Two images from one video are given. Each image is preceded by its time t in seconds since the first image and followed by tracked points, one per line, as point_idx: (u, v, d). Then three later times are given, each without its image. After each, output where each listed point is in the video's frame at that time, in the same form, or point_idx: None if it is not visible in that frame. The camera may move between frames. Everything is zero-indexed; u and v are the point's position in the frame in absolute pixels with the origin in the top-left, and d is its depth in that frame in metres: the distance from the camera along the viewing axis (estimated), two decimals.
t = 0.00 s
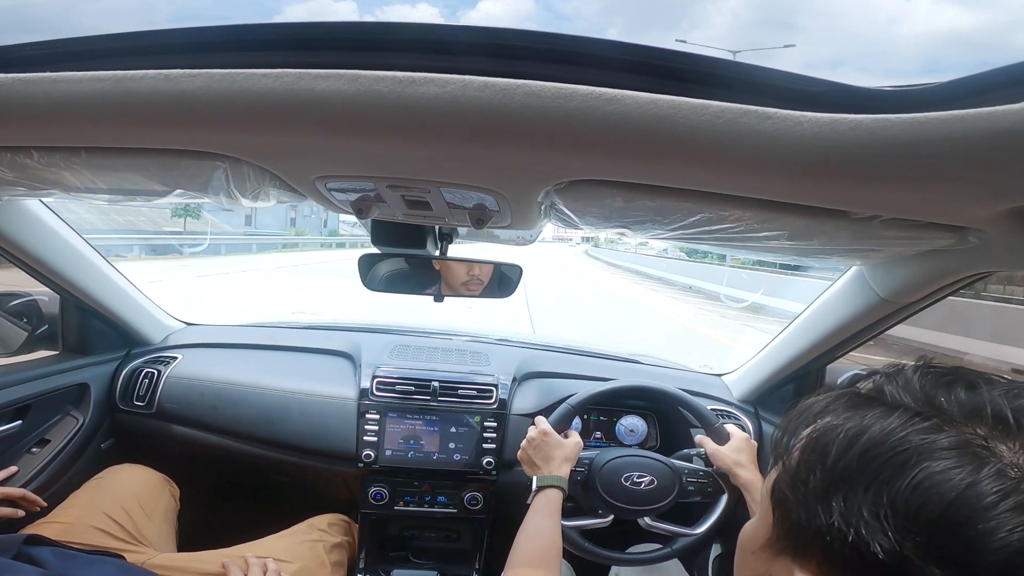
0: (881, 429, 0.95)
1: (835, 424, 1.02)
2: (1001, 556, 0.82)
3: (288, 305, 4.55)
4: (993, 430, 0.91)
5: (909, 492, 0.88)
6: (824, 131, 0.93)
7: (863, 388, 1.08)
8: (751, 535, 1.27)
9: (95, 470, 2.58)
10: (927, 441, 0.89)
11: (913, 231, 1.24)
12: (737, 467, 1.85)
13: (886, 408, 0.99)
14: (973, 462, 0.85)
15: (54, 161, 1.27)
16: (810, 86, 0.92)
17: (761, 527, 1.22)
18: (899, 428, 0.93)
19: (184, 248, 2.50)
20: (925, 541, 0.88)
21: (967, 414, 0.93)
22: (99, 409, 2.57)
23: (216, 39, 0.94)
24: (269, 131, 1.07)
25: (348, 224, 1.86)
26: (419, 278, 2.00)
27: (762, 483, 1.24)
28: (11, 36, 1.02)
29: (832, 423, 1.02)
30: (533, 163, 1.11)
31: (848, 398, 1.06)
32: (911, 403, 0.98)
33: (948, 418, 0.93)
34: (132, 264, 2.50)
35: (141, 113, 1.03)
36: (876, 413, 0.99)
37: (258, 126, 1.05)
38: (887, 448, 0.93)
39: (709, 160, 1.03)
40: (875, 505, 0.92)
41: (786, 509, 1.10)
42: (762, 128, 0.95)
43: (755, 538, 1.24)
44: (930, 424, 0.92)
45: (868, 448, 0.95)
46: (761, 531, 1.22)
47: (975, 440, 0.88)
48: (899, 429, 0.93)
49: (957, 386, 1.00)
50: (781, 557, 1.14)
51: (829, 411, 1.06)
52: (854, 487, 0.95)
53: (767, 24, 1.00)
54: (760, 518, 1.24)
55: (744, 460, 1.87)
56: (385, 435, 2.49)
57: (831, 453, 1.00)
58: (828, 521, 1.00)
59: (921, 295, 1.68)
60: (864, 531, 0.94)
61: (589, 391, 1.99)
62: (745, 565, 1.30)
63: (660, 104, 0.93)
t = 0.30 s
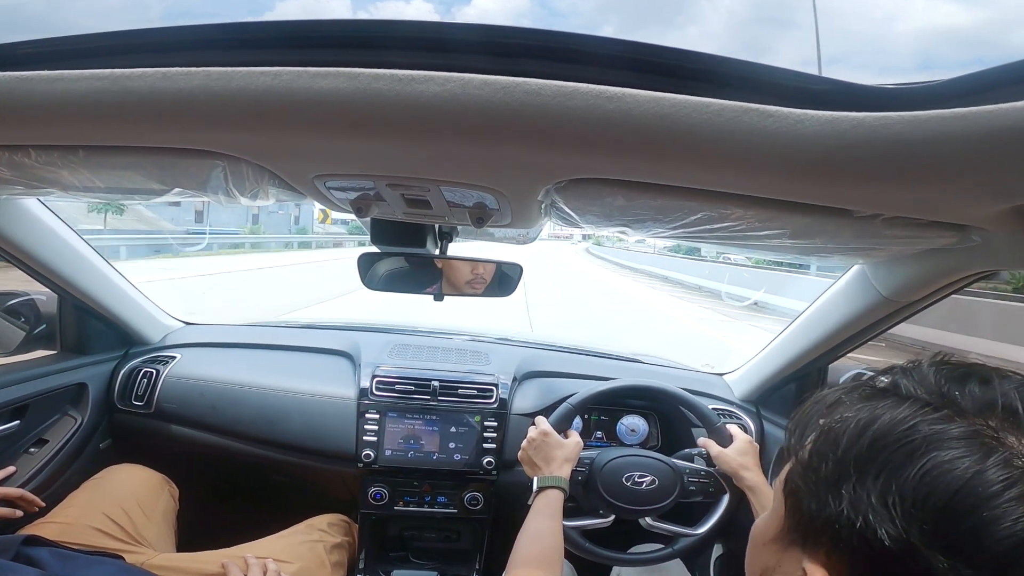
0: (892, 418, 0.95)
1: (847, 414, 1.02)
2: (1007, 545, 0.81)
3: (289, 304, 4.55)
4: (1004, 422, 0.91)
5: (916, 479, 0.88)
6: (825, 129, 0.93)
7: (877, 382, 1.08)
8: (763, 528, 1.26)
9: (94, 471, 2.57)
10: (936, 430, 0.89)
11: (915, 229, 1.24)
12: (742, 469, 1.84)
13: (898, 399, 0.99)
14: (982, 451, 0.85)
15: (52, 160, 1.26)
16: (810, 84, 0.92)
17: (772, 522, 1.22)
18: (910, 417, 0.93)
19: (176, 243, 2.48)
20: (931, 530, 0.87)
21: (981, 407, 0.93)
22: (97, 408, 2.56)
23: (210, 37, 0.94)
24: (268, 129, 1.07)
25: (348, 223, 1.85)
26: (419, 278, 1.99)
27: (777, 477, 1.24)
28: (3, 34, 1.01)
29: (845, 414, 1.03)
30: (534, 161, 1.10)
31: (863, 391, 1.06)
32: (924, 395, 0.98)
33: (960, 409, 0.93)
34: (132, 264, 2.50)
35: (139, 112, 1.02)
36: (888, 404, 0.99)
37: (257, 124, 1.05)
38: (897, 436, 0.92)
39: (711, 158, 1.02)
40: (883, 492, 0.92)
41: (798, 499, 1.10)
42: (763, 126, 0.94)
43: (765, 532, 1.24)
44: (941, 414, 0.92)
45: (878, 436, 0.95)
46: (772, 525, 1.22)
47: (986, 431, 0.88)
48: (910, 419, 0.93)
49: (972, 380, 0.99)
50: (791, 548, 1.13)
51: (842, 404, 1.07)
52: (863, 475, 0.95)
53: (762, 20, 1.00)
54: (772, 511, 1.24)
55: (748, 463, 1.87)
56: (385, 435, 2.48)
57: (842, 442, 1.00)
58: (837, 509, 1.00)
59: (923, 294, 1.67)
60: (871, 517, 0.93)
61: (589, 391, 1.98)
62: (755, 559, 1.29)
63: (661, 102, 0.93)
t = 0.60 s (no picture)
0: (892, 423, 0.94)
1: (847, 419, 1.01)
2: (999, 556, 0.80)
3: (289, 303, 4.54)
4: (1005, 431, 0.90)
5: (912, 487, 0.87)
6: (827, 127, 0.92)
7: (880, 386, 1.07)
8: (761, 531, 1.26)
9: (91, 471, 2.56)
10: (936, 437, 0.88)
11: (919, 228, 1.23)
12: (741, 469, 1.84)
13: (900, 404, 0.97)
14: (981, 460, 0.84)
15: (50, 158, 1.25)
16: (812, 82, 0.91)
17: (772, 523, 1.21)
18: (910, 424, 0.92)
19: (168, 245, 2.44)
20: (924, 539, 0.87)
21: (982, 414, 0.92)
22: (94, 409, 2.55)
23: (205, 35, 0.93)
24: (267, 127, 1.06)
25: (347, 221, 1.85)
26: (418, 277, 1.98)
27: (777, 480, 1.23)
28: None
29: (845, 418, 1.02)
30: (535, 160, 1.10)
31: (864, 395, 1.05)
32: (927, 401, 0.96)
33: (962, 416, 0.92)
34: (129, 263, 2.49)
35: (137, 110, 1.02)
36: (889, 409, 0.97)
37: (255, 122, 1.04)
38: (896, 442, 0.92)
39: (712, 156, 1.01)
40: (878, 500, 0.92)
41: (795, 504, 1.09)
42: (764, 124, 0.93)
43: (764, 534, 1.24)
44: (942, 421, 0.91)
45: (877, 442, 0.94)
46: (771, 526, 1.22)
47: (987, 439, 0.87)
48: (911, 425, 0.92)
49: (977, 386, 0.98)
50: (786, 552, 1.13)
51: (844, 407, 1.05)
52: (859, 482, 0.95)
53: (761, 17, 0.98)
54: (770, 514, 1.23)
55: (748, 463, 1.86)
56: (384, 435, 2.48)
57: (840, 447, 0.99)
58: (831, 515, 0.99)
59: (926, 294, 1.66)
60: (864, 525, 0.93)
61: (589, 391, 1.97)
62: (754, 561, 1.29)
63: (662, 100, 0.92)
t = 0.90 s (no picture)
0: (891, 421, 0.93)
1: (847, 417, 1.01)
2: (996, 554, 0.80)
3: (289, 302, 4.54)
4: (1006, 429, 0.89)
5: (910, 485, 0.87)
6: (829, 124, 0.92)
7: (882, 385, 1.06)
8: (762, 531, 1.26)
9: (90, 471, 2.56)
10: (935, 435, 0.88)
11: (921, 226, 1.22)
12: (741, 465, 1.83)
13: (900, 402, 0.97)
14: (979, 457, 0.83)
15: (47, 156, 1.25)
16: (813, 78, 0.91)
17: (773, 523, 1.21)
18: (909, 421, 0.92)
19: (166, 245, 2.43)
20: (922, 536, 0.86)
21: (983, 412, 0.92)
22: (92, 408, 2.55)
23: (203, 32, 0.93)
24: (266, 124, 1.05)
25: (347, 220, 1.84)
26: (418, 276, 1.97)
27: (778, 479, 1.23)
28: None
29: (845, 416, 1.01)
30: (536, 157, 1.09)
31: (866, 393, 1.04)
32: (927, 399, 0.96)
33: (962, 414, 0.91)
34: (127, 261, 2.48)
35: (135, 107, 1.01)
36: (889, 406, 0.97)
37: (254, 119, 1.04)
38: (895, 440, 0.91)
39: (713, 154, 1.01)
40: (876, 497, 0.91)
41: (795, 503, 1.09)
42: (767, 121, 0.93)
43: (766, 532, 1.23)
44: (942, 418, 0.90)
45: (876, 439, 0.93)
46: (772, 524, 1.22)
47: (987, 437, 0.86)
48: (911, 422, 0.91)
49: (980, 385, 0.97)
50: (787, 551, 1.13)
51: (844, 405, 1.05)
52: (857, 479, 0.94)
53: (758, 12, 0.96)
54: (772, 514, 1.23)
55: (748, 459, 1.85)
56: (384, 435, 2.47)
57: (839, 444, 0.98)
58: (829, 514, 0.99)
59: (928, 292, 1.66)
60: (862, 523, 0.93)
61: (589, 390, 1.97)
62: (755, 560, 1.29)
63: (662, 97, 0.92)
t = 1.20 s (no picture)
0: (878, 424, 0.92)
1: (835, 420, 0.99)
2: (984, 556, 0.80)
3: (290, 301, 4.53)
4: (994, 431, 0.88)
5: (898, 489, 0.87)
6: (832, 123, 0.91)
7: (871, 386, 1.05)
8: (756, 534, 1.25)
9: (87, 470, 2.55)
10: (924, 438, 0.87)
11: (924, 226, 1.22)
12: (742, 466, 1.82)
13: (889, 404, 0.95)
14: (967, 461, 0.83)
15: (44, 153, 1.24)
16: (817, 75, 0.90)
17: (768, 526, 1.20)
18: (897, 425, 0.90)
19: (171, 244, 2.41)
20: (911, 539, 0.86)
21: (971, 414, 0.91)
22: (88, 407, 2.54)
23: (200, 28, 0.92)
24: (264, 122, 1.04)
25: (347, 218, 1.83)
26: (418, 274, 1.96)
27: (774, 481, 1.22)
28: None
29: (834, 418, 0.99)
30: (535, 155, 1.08)
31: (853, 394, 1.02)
32: (916, 401, 0.94)
33: (951, 416, 0.90)
34: (126, 260, 2.48)
35: (133, 104, 1.01)
36: (878, 408, 0.95)
37: (253, 117, 1.03)
38: (882, 444, 0.90)
39: (716, 152, 1.00)
40: (866, 502, 0.90)
41: (787, 506, 1.08)
42: (769, 119, 0.92)
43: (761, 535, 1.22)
44: (930, 421, 0.89)
45: (864, 444, 0.92)
46: (767, 528, 1.21)
47: (976, 440, 0.86)
48: (898, 425, 0.90)
49: (969, 385, 0.96)
50: (782, 554, 1.12)
51: (832, 406, 1.03)
52: (847, 483, 0.93)
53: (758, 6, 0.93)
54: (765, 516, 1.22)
55: (749, 460, 1.85)
56: (383, 435, 2.46)
57: (828, 447, 0.97)
58: (821, 518, 0.98)
59: (931, 292, 1.65)
60: (852, 527, 0.92)
61: (589, 390, 1.96)
62: (751, 562, 1.28)
63: (664, 95, 0.91)
